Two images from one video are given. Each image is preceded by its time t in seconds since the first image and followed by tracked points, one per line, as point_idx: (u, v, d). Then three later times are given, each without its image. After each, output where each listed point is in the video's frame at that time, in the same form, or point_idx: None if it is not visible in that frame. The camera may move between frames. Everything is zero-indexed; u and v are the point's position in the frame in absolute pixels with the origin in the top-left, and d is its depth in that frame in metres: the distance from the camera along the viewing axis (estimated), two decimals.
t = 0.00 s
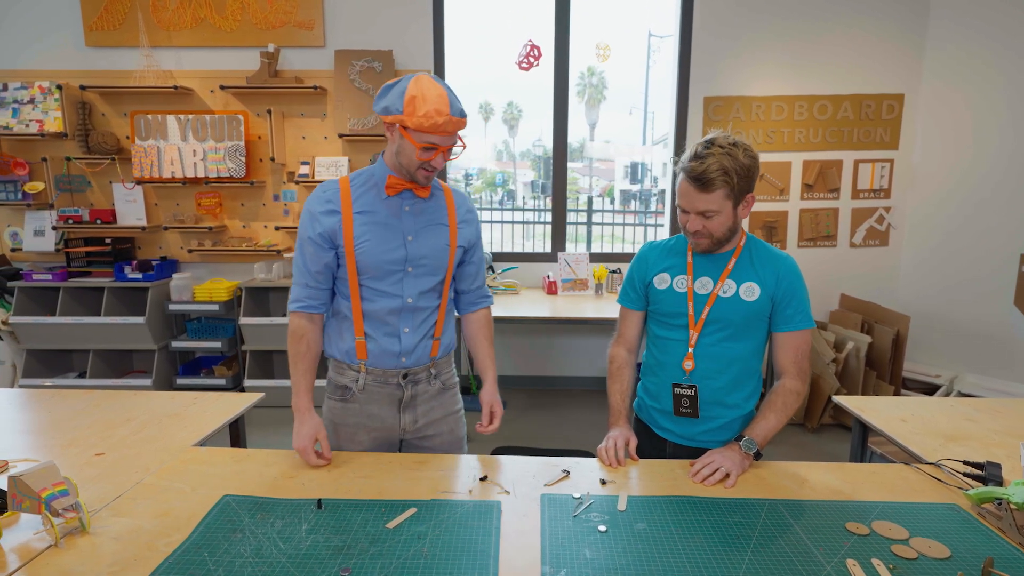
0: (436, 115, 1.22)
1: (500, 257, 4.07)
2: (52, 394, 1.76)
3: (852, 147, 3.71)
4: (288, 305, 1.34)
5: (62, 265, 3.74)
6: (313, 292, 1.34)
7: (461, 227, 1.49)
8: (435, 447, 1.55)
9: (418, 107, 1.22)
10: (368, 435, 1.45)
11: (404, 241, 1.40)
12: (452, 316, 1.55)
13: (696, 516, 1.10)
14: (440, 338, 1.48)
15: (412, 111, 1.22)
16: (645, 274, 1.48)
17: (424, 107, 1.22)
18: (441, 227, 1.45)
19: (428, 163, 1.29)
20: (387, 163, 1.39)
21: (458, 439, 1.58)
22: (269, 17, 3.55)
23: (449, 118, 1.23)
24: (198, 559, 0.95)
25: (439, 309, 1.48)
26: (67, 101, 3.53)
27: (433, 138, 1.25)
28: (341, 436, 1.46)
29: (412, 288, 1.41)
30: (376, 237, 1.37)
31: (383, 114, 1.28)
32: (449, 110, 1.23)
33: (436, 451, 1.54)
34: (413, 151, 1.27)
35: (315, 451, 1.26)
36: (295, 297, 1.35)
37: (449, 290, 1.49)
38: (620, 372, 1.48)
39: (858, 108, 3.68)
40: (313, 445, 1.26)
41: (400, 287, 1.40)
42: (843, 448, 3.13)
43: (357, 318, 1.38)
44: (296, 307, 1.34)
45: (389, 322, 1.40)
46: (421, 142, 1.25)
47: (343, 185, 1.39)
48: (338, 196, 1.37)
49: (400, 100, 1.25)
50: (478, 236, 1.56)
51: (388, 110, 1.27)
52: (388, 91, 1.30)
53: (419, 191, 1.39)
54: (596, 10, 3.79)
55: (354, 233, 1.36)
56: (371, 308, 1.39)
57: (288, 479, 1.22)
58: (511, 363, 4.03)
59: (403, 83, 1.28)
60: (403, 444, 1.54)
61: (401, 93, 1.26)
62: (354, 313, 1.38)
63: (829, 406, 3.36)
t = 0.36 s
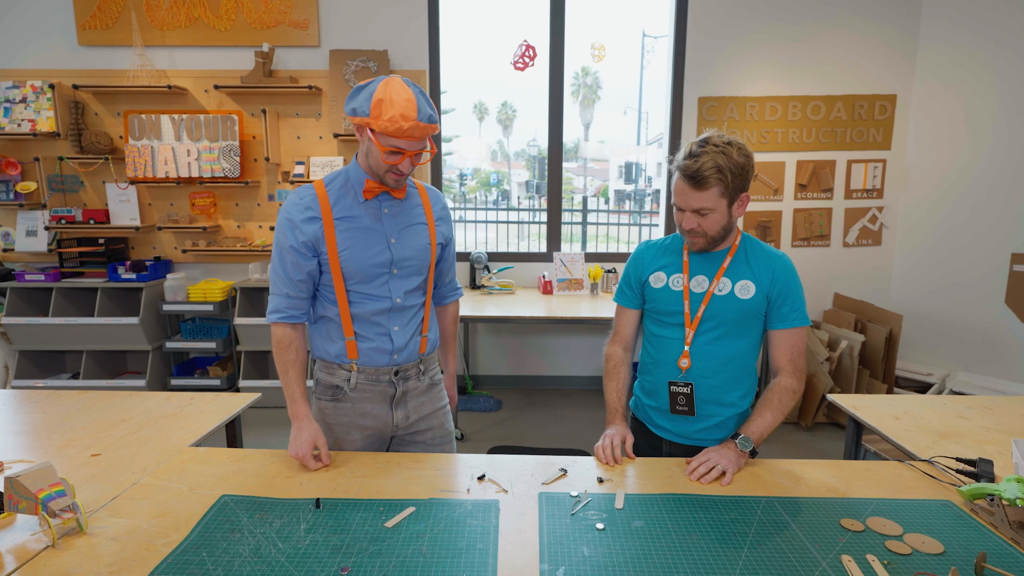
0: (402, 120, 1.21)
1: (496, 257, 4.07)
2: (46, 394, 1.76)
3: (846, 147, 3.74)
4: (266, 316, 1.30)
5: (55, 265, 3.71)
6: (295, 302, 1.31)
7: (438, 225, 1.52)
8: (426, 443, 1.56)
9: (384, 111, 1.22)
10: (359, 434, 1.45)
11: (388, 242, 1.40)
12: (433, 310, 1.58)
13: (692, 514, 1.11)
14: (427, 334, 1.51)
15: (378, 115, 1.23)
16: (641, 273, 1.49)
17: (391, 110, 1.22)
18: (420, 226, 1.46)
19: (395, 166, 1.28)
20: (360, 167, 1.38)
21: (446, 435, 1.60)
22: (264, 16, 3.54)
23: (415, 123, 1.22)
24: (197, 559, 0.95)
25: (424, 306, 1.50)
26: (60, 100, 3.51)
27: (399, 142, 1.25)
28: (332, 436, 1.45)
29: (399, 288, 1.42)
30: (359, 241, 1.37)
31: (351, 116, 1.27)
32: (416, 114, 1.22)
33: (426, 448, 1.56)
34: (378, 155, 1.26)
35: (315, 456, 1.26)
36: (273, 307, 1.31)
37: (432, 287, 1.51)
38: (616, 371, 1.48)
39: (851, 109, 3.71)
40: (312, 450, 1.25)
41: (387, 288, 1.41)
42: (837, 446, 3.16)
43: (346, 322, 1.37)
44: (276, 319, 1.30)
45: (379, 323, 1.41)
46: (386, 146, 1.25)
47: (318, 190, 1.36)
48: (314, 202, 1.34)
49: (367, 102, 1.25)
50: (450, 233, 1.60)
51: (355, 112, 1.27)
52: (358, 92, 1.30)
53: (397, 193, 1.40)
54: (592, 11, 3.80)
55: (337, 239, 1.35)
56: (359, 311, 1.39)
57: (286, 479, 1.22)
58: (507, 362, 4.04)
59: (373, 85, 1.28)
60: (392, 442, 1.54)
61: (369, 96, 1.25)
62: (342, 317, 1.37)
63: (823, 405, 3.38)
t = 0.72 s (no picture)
0: (411, 117, 1.22)
1: (491, 257, 4.07)
2: (40, 395, 1.75)
3: (838, 148, 3.76)
4: (278, 311, 1.30)
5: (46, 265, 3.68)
6: (305, 292, 1.32)
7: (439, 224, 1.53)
8: (429, 444, 1.56)
9: (393, 108, 1.22)
10: (364, 435, 1.45)
11: (391, 238, 1.41)
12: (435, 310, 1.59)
13: (689, 511, 1.11)
14: (429, 333, 1.51)
15: (387, 113, 1.22)
16: (638, 272, 1.48)
17: (399, 107, 1.22)
18: (422, 224, 1.48)
19: (404, 163, 1.30)
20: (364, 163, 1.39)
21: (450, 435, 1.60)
22: (258, 15, 3.53)
23: (424, 119, 1.23)
24: (195, 559, 0.95)
25: (426, 305, 1.51)
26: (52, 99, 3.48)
27: (408, 139, 1.26)
28: (336, 437, 1.45)
29: (401, 285, 1.42)
30: (362, 236, 1.37)
31: (358, 114, 1.27)
32: (424, 111, 1.23)
33: (429, 448, 1.55)
34: (388, 152, 1.27)
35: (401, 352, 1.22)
36: (282, 300, 1.31)
37: (434, 286, 1.52)
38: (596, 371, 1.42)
39: (843, 109, 3.73)
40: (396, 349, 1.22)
41: (389, 285, 1.41)
42: (831, 444, 3.18)
43: (348, 320, 1.37)
44: (290, 310, 1.30)
45: (380, 321, 1.41)
46: (395, 144, 1.26)
47: (322, 183, 1.37)
48: (318, 195, 1.35)
49: (374, 99, 1.24)
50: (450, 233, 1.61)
51: (361, 110, 1.26)
52: (362, 90, 1.30)
53: (398, 190, 1.41)
54: (586, 11, 3.81)
55: (341, 233, 1.35)
56: (361, 308, 1.39)
57: (283, 479, 1.22)
58: (502, 362, 4.04)
59: (377, 82, 1.27)
60: (397, 444, 1.54)
61: (375, 93, 1.25)
62: (345, 314, 1.37)
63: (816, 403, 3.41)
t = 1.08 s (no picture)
0: (437, 120, 1.22)
1: (488, 257, 4.07)
2: (37, 396, 1.74)
3: (834, 148, 3.78)
4: (271, 307, 1.32)
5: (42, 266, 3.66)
6: (299, 293, 1.33)
7: (450, 228, 1.52)
8: (432, 442, 1.56)
9: (418, 112, 1.22)
10: (368, 435, 1.45)
11: (400, 243, 1.40)
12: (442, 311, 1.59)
13: (690, 510, 1.12)
14: (434, 335, 1.51)
15: (412, 116, 1.22)
16: (633, 273, 1.48)
17: (425, 110, 1.22)
18: (433, 229, 1.47)
19: (427, 167, 1.29)
20: (379, 167, 1.39)
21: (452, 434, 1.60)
22: (255, 15, 3.52)
23: (448, 122, 1.24)
24: (197, 559, 0.95)
25: (432, 308, 1.51)
26: (47, 99, 3.47)
27: (433, 143, 1.26)
28: (340, 438, 1.45)
29: (408, 290, 1.42)
30: (371, 241, 1.36)
31: (381, 119, 1.25)
32: (448, 114, 1.24)
33: (433, 447, 1.56)
34: (413, 157, 1.26)
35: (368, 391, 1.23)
36: (277, 298, 1.33)
37: (442, 290, 1.52)
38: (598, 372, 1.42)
39: (839, 110, 3.75)
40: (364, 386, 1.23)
41: (396, 289, 1.41)
42: (828, 443, 3.19)
43: (353, 322, 1.38)
44: (281, 308, 1.32)
45: (386, 324, 1.41)
46: (421, 147, 1.25)
47: (332, 185, 1.36)
48: (328, 198, 1.34)
49: (397, 104, 1.24)
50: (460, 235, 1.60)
51: (384, 114, 1.25)
52: (382, 95, 1.30)
53: (411, 195, 1.40)
54: (583, 12, 3.82)
55: (350, 238, 1.35)
56: (368, 311, 1.39)
57: (284, 479, 1.21)
58: (500, 362, 4.04)
59: (398, 87, 1.28)
60: (401, 442, 1.54)
61: (397, 98, 1.25)
62: (351, 317, 1.38)
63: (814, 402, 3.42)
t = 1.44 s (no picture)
0: (461, 111, 1.23)
1: (487, 257, 4.07)
2: (36, 397, 1.73)
3: (833, 148, 3.79)
4: (273, 307, 1.29)
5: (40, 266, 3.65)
6: (303, 294, 1.30)
7: (456, 229, 1.53)
8: (433, 443, 1.56)
9: (441, 105, 1.21)
10: (371, 437, 1.44)
11: (409, 244, 1.40)
12: (445, 312, 1.59)
13: (691, 510, 1.12)
14: (438, 337, 1.52)
15: (436, 110, 1.22)
16: (618, 268, 1.57)
17: (449, 102, 1.22)
18: (441, 230, 1.47)
19: (451, 160, 1.30)
20: (390, 166, 1.39)
21: (454, 435, 1.61)
22: (253, 14, 3.51)
23: (470, 113, 1.25)
24: (198, 560, 0.95)
25: (437, 310, 1.52)
26: (45, 99, 3.46)
27: (456, 135, 1.27)
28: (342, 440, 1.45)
29: (414, 291, 1.43)
30: (380, 242, 1.36)
31: (404, 116, 1.24)
32: (469, 105, 1.25)
33: (434, 448, 1.56)
34: (438, 151, 1.27)
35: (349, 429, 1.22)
36: (281, 298, 1.30)
37: (446, 291, 1.52)
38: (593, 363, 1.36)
39: (838, 109, 3.76)
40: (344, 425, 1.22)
41: (403, 290, 1.41)
42: (827, 442, 3.19)
43: (359, 324, 1.37)
44: (284, 309, 1.29)
45: (392, 326, 1.41)
46: (446, 140, 1.26)
47: (343, 183, 1.35)
48: (338, 197, 1.33)
49: (419, 99, 1.23)
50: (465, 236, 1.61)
51: (406, 111, 1.24)
52: (396, 95, 1.28)
53: (421, 194, 1.39)
54: (583, 12, 3.82)
55: (359, 237, 1.34)
56: (374, 312, 1.38)
57: (284, 480, 1.21)
58: (499, 362, 4.04)
59: (413, 84, 1.26)
60: (403, 443, 1.54)
61: (416, 94, 1.24)
62: (357, 318, 1.37)
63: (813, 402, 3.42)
